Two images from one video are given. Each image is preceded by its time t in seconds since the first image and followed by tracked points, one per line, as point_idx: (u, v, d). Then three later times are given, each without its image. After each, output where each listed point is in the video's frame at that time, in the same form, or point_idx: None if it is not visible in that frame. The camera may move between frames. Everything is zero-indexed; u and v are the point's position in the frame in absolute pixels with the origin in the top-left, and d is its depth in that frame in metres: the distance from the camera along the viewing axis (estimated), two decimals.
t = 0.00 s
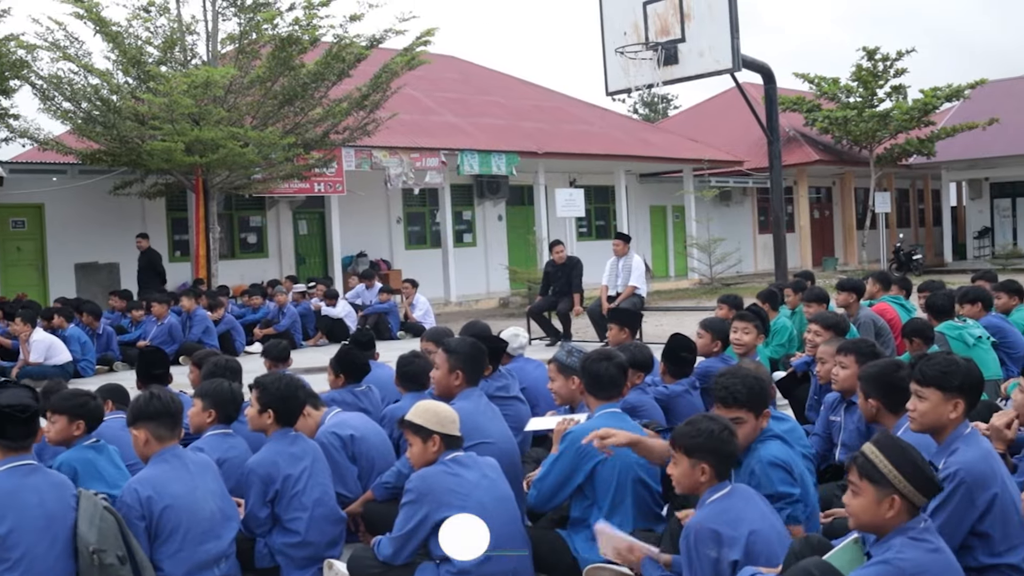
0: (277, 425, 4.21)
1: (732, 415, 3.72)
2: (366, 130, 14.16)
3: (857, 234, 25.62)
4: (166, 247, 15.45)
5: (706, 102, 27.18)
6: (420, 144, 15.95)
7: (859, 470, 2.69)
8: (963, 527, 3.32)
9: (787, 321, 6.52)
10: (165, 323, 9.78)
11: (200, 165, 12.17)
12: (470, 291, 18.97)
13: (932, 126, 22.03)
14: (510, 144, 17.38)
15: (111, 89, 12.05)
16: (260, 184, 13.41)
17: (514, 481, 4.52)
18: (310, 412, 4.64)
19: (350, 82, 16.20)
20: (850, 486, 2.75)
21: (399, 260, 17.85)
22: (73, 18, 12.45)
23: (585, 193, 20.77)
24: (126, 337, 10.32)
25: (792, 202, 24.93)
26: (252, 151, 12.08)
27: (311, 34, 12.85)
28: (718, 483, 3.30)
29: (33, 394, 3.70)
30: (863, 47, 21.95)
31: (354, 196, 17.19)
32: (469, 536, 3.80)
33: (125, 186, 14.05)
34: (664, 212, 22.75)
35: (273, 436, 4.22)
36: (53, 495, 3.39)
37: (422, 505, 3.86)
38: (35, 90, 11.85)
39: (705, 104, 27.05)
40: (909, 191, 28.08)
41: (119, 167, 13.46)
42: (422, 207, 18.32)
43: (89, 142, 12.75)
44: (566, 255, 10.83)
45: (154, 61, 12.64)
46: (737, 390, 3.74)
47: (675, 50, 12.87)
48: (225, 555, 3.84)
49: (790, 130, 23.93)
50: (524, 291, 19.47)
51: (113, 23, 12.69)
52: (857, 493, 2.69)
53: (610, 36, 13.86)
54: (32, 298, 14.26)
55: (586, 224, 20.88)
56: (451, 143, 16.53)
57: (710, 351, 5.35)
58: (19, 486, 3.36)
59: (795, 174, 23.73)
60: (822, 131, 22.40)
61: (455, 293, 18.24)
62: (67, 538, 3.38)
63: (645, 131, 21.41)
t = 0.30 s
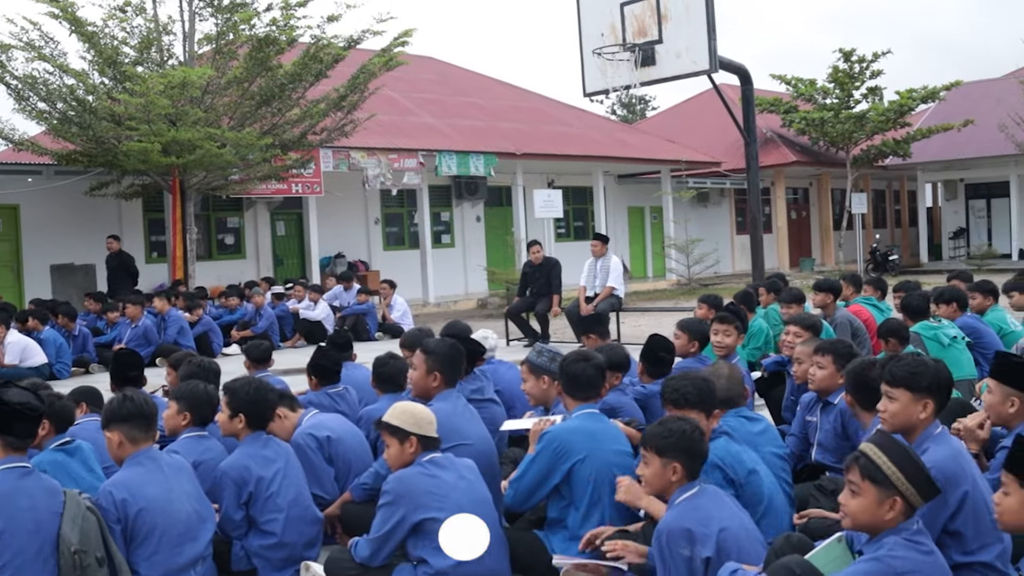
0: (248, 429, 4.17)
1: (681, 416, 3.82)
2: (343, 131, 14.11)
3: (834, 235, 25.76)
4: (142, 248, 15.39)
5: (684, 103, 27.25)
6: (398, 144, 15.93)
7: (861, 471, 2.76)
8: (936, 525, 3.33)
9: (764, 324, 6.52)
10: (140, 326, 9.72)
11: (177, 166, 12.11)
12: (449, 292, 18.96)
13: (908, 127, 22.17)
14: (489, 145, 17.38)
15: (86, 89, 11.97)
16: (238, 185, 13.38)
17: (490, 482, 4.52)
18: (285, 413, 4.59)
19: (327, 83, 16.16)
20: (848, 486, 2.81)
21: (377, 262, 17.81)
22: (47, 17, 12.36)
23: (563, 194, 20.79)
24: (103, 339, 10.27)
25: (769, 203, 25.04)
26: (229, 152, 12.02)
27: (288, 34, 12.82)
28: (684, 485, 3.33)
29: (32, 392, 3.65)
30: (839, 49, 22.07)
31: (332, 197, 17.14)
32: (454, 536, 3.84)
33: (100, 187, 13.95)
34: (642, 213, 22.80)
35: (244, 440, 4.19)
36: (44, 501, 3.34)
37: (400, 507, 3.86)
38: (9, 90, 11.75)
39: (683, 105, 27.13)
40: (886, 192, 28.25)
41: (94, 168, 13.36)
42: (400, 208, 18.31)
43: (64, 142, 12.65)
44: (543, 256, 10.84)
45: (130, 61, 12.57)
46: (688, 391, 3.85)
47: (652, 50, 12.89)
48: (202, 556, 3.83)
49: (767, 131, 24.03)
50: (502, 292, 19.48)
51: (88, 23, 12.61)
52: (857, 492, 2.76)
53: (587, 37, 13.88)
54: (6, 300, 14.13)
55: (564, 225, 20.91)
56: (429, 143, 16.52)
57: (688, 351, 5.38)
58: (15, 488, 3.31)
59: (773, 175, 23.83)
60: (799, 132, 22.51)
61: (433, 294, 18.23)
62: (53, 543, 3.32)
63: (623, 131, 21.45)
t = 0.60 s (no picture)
0: (222, 431, 4.14)
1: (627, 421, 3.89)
2: (322, 132, 14.07)
3: (812, 235, 25.89)
4: (120, 250, 15.35)
5: (662, 104, 27.33)
6: (377, 145, 15.92)
7: (832, 468, 2.78)
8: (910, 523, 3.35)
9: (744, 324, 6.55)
10: (117, 327, 9.67)
11: (155, 167, 12.07)
12: (428, 293, 18.94)
13: (885, 127, 22.30)
14: (467, 146, 17.39)
15: (63, 90, 11.90)
16: (216, 185, 13.35)
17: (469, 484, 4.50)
18: (261, 415, 4.57)
19: (306, 83, 16.13)
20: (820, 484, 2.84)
21: (357, 262, 17.78)
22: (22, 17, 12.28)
23: (542, 194, 20.82)
24: (80, 340, 10.23)
25: (748, 204, 25.14)
26: (207, 153, 11.98)
27: (266, 35, 12.80)
28: (659, 485, 3.34)
29: None
30: (817, 49, 22.18)
31: (310, 198, 17.10)
32: (434, 537, 3.84)
33: (78, 188, 13.88)
34: (621, 213, 22.85)
35: (219, 441, 4.17)
36: (10, 505, 3.32)
37: (378, 507, 3.85)
38: None
39: (662, 105, 27.19)
40: (864, 192, 28.41)
41: (70, 169, 13.27)
42: (379, 208, 18.31)
43: (41, 143, 12.57)
44: (523, 256, 10.85)
45: (107, 61, 12.51)
46: (637, 396, 3.92)
47: (630, 51, 12.93)
48: (179, 557, 3.81)
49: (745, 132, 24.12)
50: (481, 292, 19.49)
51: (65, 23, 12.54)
52: (826, 490, 2.78)
53: (565, 38, 13.90)
54: None
55: (544, 226, 20.94)
56: (407, 144, 16.50)
57: (666, 351, 5.40)
58: None
59: (751, 175, 23.91)
60: (777, 133, 22.60)
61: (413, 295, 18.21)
62: (24, 548, 3.31)
63: (601, 132, 21.50)
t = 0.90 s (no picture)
0: (199, 433, 4.15)
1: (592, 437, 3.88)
2: (302, 132, 14.05)
3: (791, 234, 26.00)
4: (98, 251, 15.28)
5: (642, 104, 27.38)
6: (357, 145, 15.89)
7: (819, 468, 2.80)
8: (886, 520, 3.37)
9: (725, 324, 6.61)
10: (96, 328, 9.62)
11: (133, 167, 12.02)
12: (408, 293, 18.93)
13: (864, 127, 22.43)
14: (447, 145, 17.38)
15: (40, 89, 11.84)
16: (195, 186, 13.33)
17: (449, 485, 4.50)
18: (242, 415, 4.57)
19: (285, 83, 16.10)
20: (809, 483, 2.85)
21: (337, 263, 17.77)
22: None
23: (523, 194, 20.83)
24: (58, 341, 10.18)
25: (727, 203, 25.23)
26: (186, 153, 11.94)
27: (245, 35, 12.76)
28: (636, 485, 3.35)
29: None
30: (796, 50, 22.28)
31: (290, 198, 17.06)
32: (412, 538, 3.83)
33: (55, 188, 13.80)
34: (601, 213, 22.90)
35: (197, 443, 4.16)
36: None
37: (357, 508, 3.85)
38: None
39: (642, 105, 27.24)
40: (843, 192, 28.55)
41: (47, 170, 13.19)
42: (359, 208, 18.29)
43: (17, 143, 12.48)
44: (503, 256, 10.88)
45: (85, 61, 12.46)
46: (597, 408, 3.94)
47: (609, 52, 12.96)
48: (153, 554, 3.80)
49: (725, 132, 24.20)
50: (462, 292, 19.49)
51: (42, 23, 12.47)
52: (813, 490, 2.80)
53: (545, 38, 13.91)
54: None
55: (524, 226, 20.96)
56: (387, 143, 16.48)
57: (645, 351, 5.41)
58: None
59: (731, 175, 23.99)
60: (757, 133, 22.68)
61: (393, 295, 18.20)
62: None
63: (581, 132, 21.52)
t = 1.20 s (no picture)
0: (174, 434, 4.17)
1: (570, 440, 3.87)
2: (281, 130, 14.02)
3: (771, 232, 26.09)
4: (77, 250, 15.19)
5: (622, 102, 27.41)
6: (337, 143, 15.84)
7: (806, 460, 2.81)
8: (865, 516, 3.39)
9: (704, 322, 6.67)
10: (74, 328, 9.58)
11: (111, 166, 11.96)
12: (389, 292, 18.90)
13: (843, 125, 22.54)
14: (427, 144, 17.36)
15: (17, 88, 11.77)
16: (174, 184, 13.28)
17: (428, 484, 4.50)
18: (220, 414, 4.56)
19: (264, 81, 16.05)
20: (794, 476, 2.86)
21: (317, 261, 17.74)
22: None
23: (503, 192, 20.84)
24: (35, 341, 10.12)
25: (707, 202, 25.30)
26: (165, 152, 11.87)
27: (224, 33, 12.71)
28: (616, 483, 3.35)
29: None
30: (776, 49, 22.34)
31: (270, 196, 17.01)
32: (391, 536, 3.82)
33: (32, 187, 13.71)
34: (582, 211, 22.93)
35: (173, 443, 4.17)
36: None
37: (337, 507, 3.85)
38: None
39: (623, 103, 27.28)
40: (822, 190, 28.68)
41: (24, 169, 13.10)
42: (339, 207, 18.27)
43: None
44: (482, 254, 10.91)
45: (63, 59, 12.40)
46: (573, 412, 3.91)
47: (589, 50, 12.97)
48: (123, 551, 3.79)
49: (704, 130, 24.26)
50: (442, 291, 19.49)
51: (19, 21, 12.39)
52: (795, 480, 2.81)
53: (525, 36, 13.89)
54: None
55: (504, 224, 20.97)
56: (367, 142, 16.44)
57: (625, 348, 5.42)
58: None
59: (711, 173, 24.06)
60: (736, 131, 22.74)
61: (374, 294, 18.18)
62: None
63: (561, 130, 21.53)
